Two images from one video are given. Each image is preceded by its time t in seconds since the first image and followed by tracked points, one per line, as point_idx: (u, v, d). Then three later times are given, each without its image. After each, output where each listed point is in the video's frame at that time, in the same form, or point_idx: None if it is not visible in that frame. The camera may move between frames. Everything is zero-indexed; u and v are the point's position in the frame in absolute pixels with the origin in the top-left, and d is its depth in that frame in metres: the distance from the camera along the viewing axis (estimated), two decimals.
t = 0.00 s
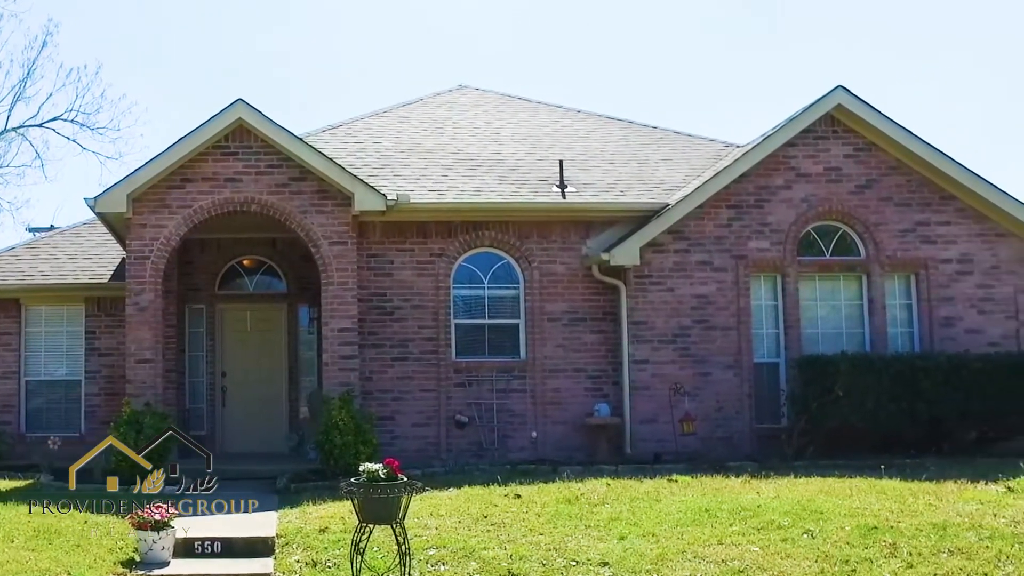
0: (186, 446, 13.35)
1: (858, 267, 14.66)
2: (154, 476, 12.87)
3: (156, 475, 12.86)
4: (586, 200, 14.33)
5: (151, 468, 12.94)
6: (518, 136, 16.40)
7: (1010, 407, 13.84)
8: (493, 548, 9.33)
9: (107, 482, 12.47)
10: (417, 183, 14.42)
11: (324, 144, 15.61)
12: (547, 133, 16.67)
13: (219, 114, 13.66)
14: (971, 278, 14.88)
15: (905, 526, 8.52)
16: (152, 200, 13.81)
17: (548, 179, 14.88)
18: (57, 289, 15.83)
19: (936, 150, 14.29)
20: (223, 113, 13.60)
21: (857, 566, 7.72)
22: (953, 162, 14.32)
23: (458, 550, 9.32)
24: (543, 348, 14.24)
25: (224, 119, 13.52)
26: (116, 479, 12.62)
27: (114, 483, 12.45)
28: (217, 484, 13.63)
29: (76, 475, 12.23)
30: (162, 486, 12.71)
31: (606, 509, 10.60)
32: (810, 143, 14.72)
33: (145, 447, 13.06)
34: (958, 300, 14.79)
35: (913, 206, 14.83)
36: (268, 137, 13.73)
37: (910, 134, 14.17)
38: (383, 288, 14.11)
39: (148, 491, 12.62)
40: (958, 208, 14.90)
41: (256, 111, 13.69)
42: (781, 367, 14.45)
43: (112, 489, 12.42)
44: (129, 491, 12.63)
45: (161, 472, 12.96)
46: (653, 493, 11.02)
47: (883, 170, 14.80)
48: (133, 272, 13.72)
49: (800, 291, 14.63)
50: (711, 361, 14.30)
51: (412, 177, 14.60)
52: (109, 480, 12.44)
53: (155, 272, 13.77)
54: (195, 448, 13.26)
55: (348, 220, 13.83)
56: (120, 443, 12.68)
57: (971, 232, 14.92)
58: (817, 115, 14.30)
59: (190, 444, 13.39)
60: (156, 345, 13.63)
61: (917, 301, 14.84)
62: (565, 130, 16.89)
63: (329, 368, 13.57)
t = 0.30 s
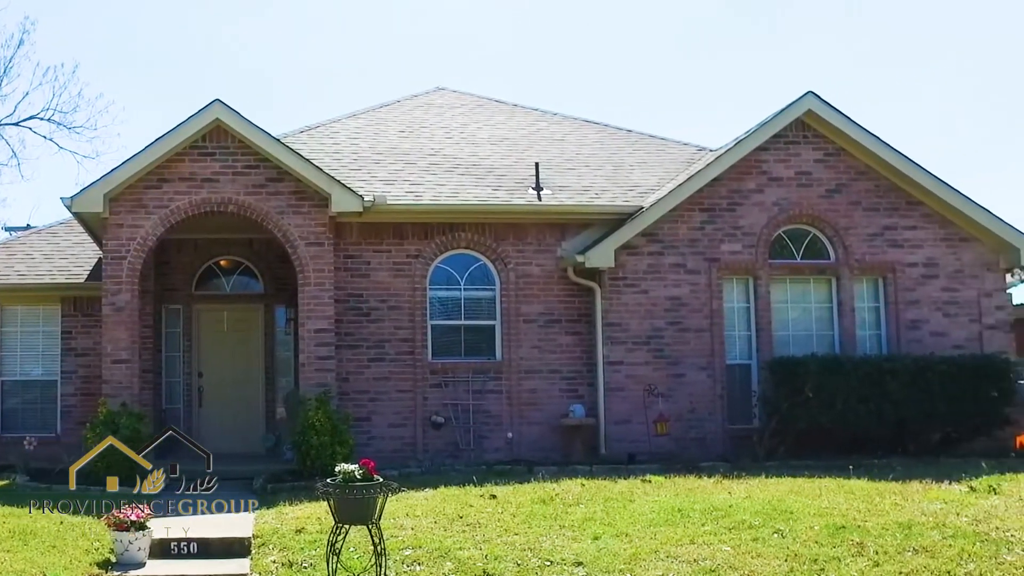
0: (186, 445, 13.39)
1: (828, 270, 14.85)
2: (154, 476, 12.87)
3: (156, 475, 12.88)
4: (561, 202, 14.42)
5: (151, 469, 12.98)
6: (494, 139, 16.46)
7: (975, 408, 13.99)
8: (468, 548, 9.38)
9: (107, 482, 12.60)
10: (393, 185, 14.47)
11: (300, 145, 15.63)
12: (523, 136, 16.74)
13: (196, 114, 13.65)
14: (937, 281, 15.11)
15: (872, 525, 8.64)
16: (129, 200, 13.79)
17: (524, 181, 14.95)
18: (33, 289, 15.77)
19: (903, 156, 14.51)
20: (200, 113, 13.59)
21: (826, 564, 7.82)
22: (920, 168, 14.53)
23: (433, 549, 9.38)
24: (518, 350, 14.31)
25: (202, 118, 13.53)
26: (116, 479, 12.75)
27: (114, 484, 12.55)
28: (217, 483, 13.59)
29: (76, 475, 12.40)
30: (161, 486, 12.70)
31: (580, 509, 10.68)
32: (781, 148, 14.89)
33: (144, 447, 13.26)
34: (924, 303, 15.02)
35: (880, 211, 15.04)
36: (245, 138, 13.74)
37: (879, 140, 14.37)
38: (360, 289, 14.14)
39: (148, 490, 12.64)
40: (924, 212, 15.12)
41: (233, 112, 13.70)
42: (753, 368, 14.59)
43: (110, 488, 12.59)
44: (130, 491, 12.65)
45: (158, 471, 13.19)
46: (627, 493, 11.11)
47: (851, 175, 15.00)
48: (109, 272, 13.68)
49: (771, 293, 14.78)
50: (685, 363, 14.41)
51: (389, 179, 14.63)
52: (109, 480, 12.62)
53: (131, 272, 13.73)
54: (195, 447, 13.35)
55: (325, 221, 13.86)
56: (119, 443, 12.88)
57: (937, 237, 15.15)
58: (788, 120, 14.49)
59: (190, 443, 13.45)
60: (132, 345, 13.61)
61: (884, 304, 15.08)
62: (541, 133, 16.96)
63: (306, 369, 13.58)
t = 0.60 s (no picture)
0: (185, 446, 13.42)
1: (798, 273, 15.02)
2: (153, 476, 13.14)
3: (155, 475, 13.13)
4: (537, 205, 14.50)
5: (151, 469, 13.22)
6: (470, 141, 16.52)
7: (937, 410, 14.19)
8: (443, 549, 9.43)
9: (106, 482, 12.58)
10: (369, 186, 14.50)
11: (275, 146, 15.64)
12: (499, 138, 16.80)
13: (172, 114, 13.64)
14: (903, 285, 15.32)
15: (839, 524, 8.75)
16: (105, 200, 13.76)
17: (499, 183, 15.02)
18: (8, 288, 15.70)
19: (872, 162, 14.70)
20: (177, 113, 13.58)
21: (794, 563, 7.92)
22: (886, 174, 14.74)
23: (407, 549, 9.45)
24: (493, 351, 14.37)
25: (178, 119, 13.50)
26: (116, 479, 12.79)
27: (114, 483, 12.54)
28: (218, 483, 13.38)
29: (76, 476, 12.64)
30: (161, 486, 12.94)
31: (554, 509, 10.76)
32: (752, 152, 15.03)
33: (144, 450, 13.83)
34: (891, 306, 15.23)
35: (849, 215, 15.23)
36: (222, 138, 13.74)
37: (846, 145, 14.57)
38: (336, 290, 14.16)
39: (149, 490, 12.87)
40: (891, 217, 15.33)
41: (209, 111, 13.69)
42: (724, 370, 14.73)
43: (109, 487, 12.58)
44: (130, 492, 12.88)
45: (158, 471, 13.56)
46: (601, 494, 11.18)
47: (821, 179, 15.18)
48: (84, 272, 13.65)
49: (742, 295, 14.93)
50: (658, 365, 14.52)
51: (364, 180, 14.67)
52: (109, 481, 12.64)
53: (106, 272, 13.70)
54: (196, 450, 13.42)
55: (301, 222, 13.88)
56: (119, 442, 12.74)
57: (903, 241, 15.36)
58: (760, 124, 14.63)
59: (190, 444, 13.61)
60: (107, 345, 13.57)
61: (853, 307, 15.25)
62: (517, 135, 17.04)
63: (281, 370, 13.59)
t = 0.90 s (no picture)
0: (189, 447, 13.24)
1: (770, 276, 15.16)
2: (154, 476, 13.10)
3: (155, 475, 13.11)
4: (513, 207, 14.57)
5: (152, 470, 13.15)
6: (447, 142, 16.56)
7: (904, 411, 14.34)
8: (419, 549, 9.47)
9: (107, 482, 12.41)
10: (347, 186, 14.52)
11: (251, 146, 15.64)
12: (476, 140, 16.86)
13: (150, 113, 13.61)
14: (872, 287, 15.49)
15: (809, 524, 8.85)
16: (82, 199, 13.72)
17: (476, 185, 15.08)
18: None
19: (843, 167, 14.87)
20: (154, 113, 13.56)
21: (765, 562, 8.01)
22: (856, 178, 14.92)
23: (383, 549, 9.48)
24: (469, 351, 14.42)
25: (156, 118, 13.48)
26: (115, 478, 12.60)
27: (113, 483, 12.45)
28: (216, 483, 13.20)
29: (77, 476, 12.54)
30: (162, 486, 12.89)
31: (530, 509, 10.82)
32: (725, 156, 15.15)
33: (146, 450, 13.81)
34: (860, 309, 15.40)
35: (820, 218, 15.38)
36: (200, 138, 13.73)
37: (817, 149, 14.73)
38: (313, 291, 14.17)
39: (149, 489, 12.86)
40: (861, 221, 15.50)
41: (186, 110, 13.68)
42: (698, 371, 14.84)
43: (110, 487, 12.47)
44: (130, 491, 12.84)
45: (159, 470, 13.51)
46: (576, 494, 11.24)
47: (793, 182, 15.33)
48: (60, 272, 13.61)
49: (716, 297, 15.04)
50: (633, 365, 14.61)
51: (341, 180, 14.70)
52: (109, 481, 12.34)
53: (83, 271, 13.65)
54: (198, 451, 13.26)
55: (278, 222, 13.88)
56: (120, 443, 11.84)
57: (872, 244, 15.54)
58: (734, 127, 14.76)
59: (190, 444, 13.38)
60: (84, 345, 13.54)
61: (823, 309, 15.40)
62: (493, 137, 17.09)
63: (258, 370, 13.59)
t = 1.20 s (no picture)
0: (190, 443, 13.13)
1: (743, 278, 15.28)
2: (153, 476, 13.10)
3: (156, 475, 13.08)
4: (489, 208, 14.63)
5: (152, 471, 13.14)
6: (424, 143, 16.60)
7: (871, 413, 14.51)
8: (395, 549, 9.49)
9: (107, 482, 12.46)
10: (324, 187, 14.53)
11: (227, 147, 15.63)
12: (452, 141, 16.90)
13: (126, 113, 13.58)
14: (842, 290, 15.66)
15: (780, 523, 8.93)
16: (59, 199, 13.66)
17: (452, 186, 15.12)
18: None
19: (813, 171, 15.02)
20: (131, 112, 13.53)
21: (737, 561, 8.10)
22: (826, 183, 15.07)
23: (359, 548, 9.51)
24: (445, 352, 14.46)
25: (132, 118, 13.45)
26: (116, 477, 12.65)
27: (113, 483, 12.50)
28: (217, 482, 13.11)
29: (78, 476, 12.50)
30: (161, 486, 12.92)
31: (505, 509, 10.87)
32: (699, 159, 15.27)
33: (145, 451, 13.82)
34: (830, 311, 15.56)
35: (791, 221, 15.52)
36: (176, 138, 13.71)
37: (788, 154, 14.88)
38: (289, 291, 14.17)
39: (148, 489, 12.88)
40: (831, 224, 15.66)
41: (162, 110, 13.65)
42: (672, 372, 14.94)
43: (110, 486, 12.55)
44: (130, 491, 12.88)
45: (159, 470, 13.51)
46: (550, 495, 11.29)
47: (765, 185, 15.46)
48: (35, 272, 13.55)
49: (689, 298, 15.16)
50: (608, 367, 14.69)
51: (317, 181, 14.71)
52: (109, 480, 12.54)
53: (58, 270, 13.60)
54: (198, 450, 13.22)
55: (255, 223, 13.88)
56: (120, 443, 11.78)
57: (842, 247, 15.70)
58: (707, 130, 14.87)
59: (191, 443, 13.22)
60: (60, 346, 13.48)
61: (794, 311, 15.54)
62: (470, 139, 17.14)
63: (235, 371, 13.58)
